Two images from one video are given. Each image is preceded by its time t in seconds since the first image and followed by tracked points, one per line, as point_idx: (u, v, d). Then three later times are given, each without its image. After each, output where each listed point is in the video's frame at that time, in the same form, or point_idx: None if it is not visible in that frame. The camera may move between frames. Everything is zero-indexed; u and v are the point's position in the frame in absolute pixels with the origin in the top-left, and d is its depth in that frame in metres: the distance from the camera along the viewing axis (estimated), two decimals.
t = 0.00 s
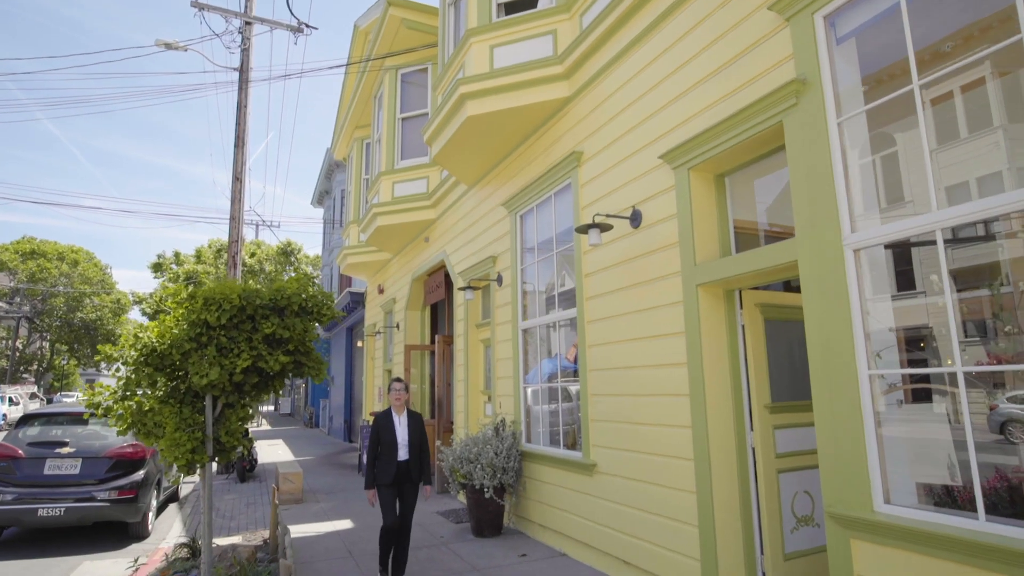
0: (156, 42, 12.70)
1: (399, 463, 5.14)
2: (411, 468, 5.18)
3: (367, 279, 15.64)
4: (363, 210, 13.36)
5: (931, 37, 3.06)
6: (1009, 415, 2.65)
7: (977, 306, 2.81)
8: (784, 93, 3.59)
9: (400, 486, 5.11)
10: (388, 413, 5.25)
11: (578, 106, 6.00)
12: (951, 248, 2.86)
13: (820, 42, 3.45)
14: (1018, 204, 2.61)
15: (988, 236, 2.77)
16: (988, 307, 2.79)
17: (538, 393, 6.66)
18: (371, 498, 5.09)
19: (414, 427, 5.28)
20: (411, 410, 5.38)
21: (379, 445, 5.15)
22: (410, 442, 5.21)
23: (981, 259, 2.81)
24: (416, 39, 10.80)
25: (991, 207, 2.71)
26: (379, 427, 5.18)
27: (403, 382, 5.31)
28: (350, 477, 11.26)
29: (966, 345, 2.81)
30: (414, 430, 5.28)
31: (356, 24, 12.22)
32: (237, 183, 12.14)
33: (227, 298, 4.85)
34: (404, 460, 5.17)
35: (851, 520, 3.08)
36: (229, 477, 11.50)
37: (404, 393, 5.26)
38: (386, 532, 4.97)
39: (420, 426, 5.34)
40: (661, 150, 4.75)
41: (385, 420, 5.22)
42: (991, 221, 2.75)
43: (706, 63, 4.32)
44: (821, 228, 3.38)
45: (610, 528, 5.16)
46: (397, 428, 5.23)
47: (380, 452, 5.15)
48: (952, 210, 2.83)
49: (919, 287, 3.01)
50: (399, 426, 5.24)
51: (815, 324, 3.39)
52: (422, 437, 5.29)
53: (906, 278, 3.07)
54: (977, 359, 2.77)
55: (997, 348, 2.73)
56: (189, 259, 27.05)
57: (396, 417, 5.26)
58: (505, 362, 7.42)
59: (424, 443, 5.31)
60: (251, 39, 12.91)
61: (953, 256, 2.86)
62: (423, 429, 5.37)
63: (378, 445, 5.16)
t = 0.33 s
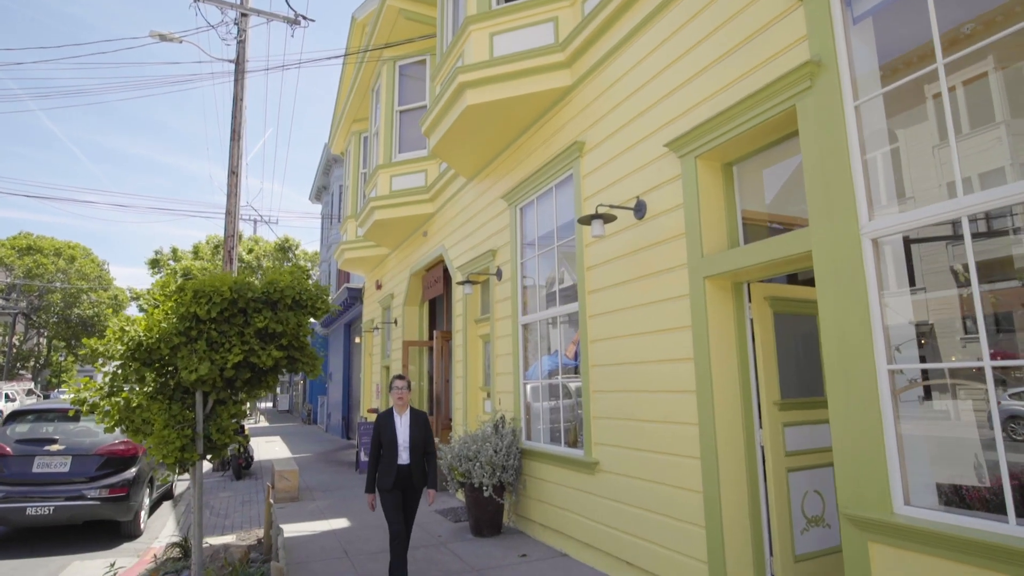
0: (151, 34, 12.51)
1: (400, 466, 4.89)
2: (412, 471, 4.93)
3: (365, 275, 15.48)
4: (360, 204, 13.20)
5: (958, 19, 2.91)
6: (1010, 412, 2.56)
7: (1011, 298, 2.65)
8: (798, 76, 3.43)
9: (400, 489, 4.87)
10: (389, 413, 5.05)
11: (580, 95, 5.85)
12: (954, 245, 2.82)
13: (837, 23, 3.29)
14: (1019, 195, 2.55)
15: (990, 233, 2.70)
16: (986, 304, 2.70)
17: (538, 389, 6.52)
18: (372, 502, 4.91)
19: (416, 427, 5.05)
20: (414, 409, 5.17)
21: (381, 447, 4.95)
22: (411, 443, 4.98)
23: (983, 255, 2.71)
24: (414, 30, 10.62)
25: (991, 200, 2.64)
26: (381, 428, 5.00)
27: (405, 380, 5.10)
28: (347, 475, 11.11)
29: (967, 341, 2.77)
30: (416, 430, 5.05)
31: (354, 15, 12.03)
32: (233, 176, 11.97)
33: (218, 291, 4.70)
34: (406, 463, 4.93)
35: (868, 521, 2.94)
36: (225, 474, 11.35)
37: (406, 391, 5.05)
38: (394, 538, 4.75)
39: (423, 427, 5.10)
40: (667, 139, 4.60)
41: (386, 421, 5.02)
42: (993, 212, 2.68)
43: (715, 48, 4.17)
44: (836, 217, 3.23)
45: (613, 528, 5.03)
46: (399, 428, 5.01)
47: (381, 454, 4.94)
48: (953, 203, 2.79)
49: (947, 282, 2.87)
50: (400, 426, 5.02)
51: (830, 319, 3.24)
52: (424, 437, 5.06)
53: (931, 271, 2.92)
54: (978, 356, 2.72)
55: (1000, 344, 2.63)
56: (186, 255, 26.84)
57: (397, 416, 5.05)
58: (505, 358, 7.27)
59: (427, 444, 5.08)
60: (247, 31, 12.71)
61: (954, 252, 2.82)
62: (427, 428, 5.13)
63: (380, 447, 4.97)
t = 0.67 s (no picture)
0: (146, 27, 12.35)
1: (402, 468, 4.63)
2: (418, 472, 4.68)
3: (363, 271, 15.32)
4: (358, 199, 13.05)
5: None
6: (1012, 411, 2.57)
7: None
8: (813, 60, 3.29)
9: (405, 493, 4.63)
10: (390, 411, 4.78)
11: (582, 85, 5.70)
12: (955, 242, 2.78)
13: (853, 6, 3.16)
14: None
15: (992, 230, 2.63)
16: (989, 301, 2.68)
17: (538, 387, 6.39)
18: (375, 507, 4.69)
19: (421, 425, 4.77)
20: (419, 405, 4.87)
21: (381, 447, 4.69)
22: (417, 443, 4.71)
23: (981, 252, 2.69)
24: (414, 22, 10.45)
25: (994, 193, 2.59)
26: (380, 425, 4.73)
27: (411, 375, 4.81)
28: (345, 473, 10.98)
29: (968, 340, 2.75)
30: (421, 429, 4.76)
31: (353, 8, 11.86)
32: (230, 171, 11.81)
33: (210, 284, 4.57)
34: (411, 463, 4.67)
35: (887, 525, 2.81)
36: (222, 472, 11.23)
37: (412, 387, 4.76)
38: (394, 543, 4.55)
39: (430, 424, 4.81)
40: (673, 128, 4.46)
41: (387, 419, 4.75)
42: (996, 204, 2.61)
43: (725, 33, 4.03)
44: (853, 207, 3.09)
45: (616, 529, 4.91)
46: (403, 426, 4.73)
47: (384, 454, 4.67)
48: (955, 196, 2.74)
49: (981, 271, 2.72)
50: (404, 424, 4.74)
51: (845, 313, 3.10)
52: (430, 436, 4.77)
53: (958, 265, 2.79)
54: (980, 354, 2.70)
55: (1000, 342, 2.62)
56: (184, 253, 26.65)
57: (402, 414, 4.77)
58: (505, 354, 7.13)
59: (434, 443, 4.80)
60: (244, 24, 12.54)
61: (956, 250, 2.78)
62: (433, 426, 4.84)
63: (384, 446, 4.69)
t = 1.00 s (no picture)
0: (143, 20, 12.21)
1: (414, 470, 4.32)
2: (430, 473, 4.38)
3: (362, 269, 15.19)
4: (357, 196, 12.92)
5: None
6: (1014, 411, 2.51)
7: None
8: (828, 46, 3.18)
9: (417, 495, 4.33)
10: (399, 410, 4.44)
11: (586, 77, 5.59)
12: (955, 242, 2.75)
13: None
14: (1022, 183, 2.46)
15: (995, 229, 2.63)
16: (992, 299, 2.68)
17: (540, 385, 6.28)
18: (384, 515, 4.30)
19: (431, 425, 4.49)
20: (427, 405, 4.59)
21: (389, 447, 4.31)
22: (428, 443, 4.41)
23: (982, 252, 2.69)
24: (414, 16, 10.33)
25: (999, 186, 2.55)
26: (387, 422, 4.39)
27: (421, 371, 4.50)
28: (344, 473, 10.87)
29: (968, 339, 2.70)
30: (432, 429, 4.48)
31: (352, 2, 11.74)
32: (228, 167, 11.68)
33: (203, 279, 4.46)
34: (421, 465, 4.37)
35: (906, 527, 2.70)
36: (218, 471, 11.12)
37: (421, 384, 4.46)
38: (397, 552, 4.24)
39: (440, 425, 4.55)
40: (680, 119, 4.35)
41: (397, 417, 4.39)
42: (998, 201, 2.59)
43: (734, 21, 3.92)
44: (869, 198, 2.98)
45: (620, 530, 4.80)
46: (412, 426, 4.42)
47: (392, 456, 4.32)
48: (957, 192, 2.70)
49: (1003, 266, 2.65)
50: (414, 423, 4.44)
51: (862, 307, 2.98)
52: (440, 436, 4.50)
53: (980, 259, 2.70)
54: (982, 352, 2.66)
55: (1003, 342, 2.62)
56: (182, 251, 26.46)
57: (411, 414, 4.46)
58: (506, 352, 7.02)
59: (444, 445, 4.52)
60: (242, 18, 12.40)
61: (958, 248, 2.74)
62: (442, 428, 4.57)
63: (390, 448, 4.34)
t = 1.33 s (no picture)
0: (140, 16, 12.09)
1: (434, 475, 3.98)
2: (451, 478, 4.04)
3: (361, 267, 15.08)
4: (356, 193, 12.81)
5: None
6: (1014, 412, 2.48)
7: None
8: (845, 32, 3.08)
9: (437, 501, 4.00)
10: (417, 410, 4.11)
11: (590, 70, 5.49)
12: (951, 240, 2.71)
13: None
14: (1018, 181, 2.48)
15: (995, 229, 2.63)
16: (989, 297, 2.65)
17: (542, 383, 6.19)
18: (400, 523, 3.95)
19: (452, 426, 4.16)
20: (446, 404, 4.26)
21: (408, 450, 3.97)
22: (449, 446, 4.08)
23: (982, 252, 2.67)
24: (414, 11, 10.21)
25: (1002, 183, 2.53)
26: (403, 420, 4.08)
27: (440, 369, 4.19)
28: (342, 472, 10.76)
29: (966, 335, 2.64)
30: (453, 431, 4.15)
31: None
32: (226, 163, 11.56)
33: (200, 274, 4.37)
34: (442, 469, 4.03)
35: (928, 530, 2.60)
36: (216, 470, 11.01)
37: (441, 382, 4.13)
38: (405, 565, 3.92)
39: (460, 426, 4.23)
40: (689, 110, 4.25)
41: (416, 419, 4.07)
42: (998, 200, 2.60)
43: (746, 9, 3.83)
44: (888, 189, 2.88)
45: (625, 531, 4.70)
46: (431, 427, 4.10)
47: (410, 460, 3.99)
48: (971, 185, 2.63)
49: (1015, 263, 2.60)
50: (433, 424, 4.11)
51: (880, 302, 2.88)
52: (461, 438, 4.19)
53: (988, 258, 2.66)
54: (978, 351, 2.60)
55: (1001, 342, 2.58)
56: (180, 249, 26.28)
57: (430, 415, 4.13)
58: (507, 350, 6.92)
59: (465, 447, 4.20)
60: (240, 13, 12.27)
61: (955, 246, 2.70)
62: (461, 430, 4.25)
63: (407, 450, 4.00)
